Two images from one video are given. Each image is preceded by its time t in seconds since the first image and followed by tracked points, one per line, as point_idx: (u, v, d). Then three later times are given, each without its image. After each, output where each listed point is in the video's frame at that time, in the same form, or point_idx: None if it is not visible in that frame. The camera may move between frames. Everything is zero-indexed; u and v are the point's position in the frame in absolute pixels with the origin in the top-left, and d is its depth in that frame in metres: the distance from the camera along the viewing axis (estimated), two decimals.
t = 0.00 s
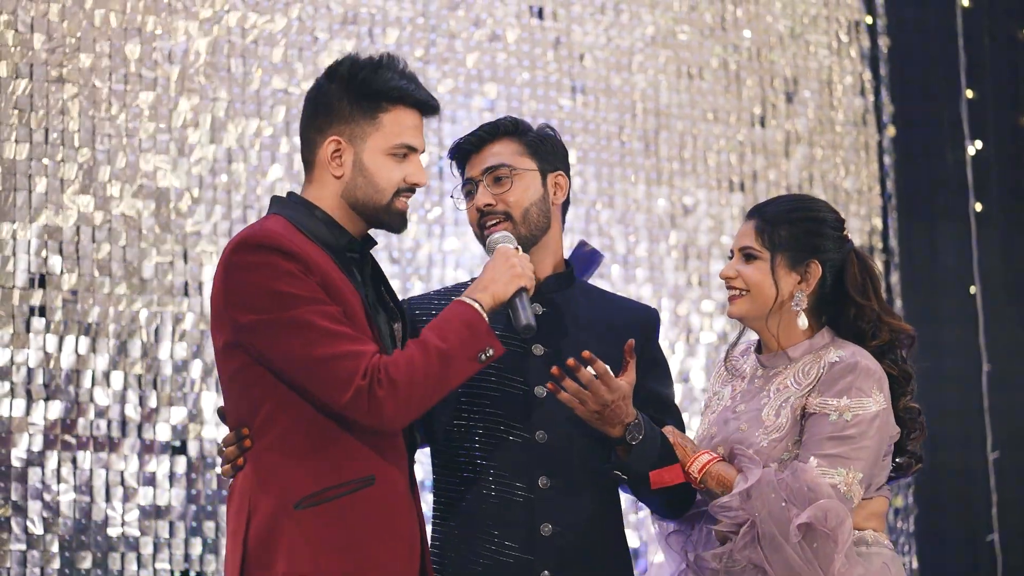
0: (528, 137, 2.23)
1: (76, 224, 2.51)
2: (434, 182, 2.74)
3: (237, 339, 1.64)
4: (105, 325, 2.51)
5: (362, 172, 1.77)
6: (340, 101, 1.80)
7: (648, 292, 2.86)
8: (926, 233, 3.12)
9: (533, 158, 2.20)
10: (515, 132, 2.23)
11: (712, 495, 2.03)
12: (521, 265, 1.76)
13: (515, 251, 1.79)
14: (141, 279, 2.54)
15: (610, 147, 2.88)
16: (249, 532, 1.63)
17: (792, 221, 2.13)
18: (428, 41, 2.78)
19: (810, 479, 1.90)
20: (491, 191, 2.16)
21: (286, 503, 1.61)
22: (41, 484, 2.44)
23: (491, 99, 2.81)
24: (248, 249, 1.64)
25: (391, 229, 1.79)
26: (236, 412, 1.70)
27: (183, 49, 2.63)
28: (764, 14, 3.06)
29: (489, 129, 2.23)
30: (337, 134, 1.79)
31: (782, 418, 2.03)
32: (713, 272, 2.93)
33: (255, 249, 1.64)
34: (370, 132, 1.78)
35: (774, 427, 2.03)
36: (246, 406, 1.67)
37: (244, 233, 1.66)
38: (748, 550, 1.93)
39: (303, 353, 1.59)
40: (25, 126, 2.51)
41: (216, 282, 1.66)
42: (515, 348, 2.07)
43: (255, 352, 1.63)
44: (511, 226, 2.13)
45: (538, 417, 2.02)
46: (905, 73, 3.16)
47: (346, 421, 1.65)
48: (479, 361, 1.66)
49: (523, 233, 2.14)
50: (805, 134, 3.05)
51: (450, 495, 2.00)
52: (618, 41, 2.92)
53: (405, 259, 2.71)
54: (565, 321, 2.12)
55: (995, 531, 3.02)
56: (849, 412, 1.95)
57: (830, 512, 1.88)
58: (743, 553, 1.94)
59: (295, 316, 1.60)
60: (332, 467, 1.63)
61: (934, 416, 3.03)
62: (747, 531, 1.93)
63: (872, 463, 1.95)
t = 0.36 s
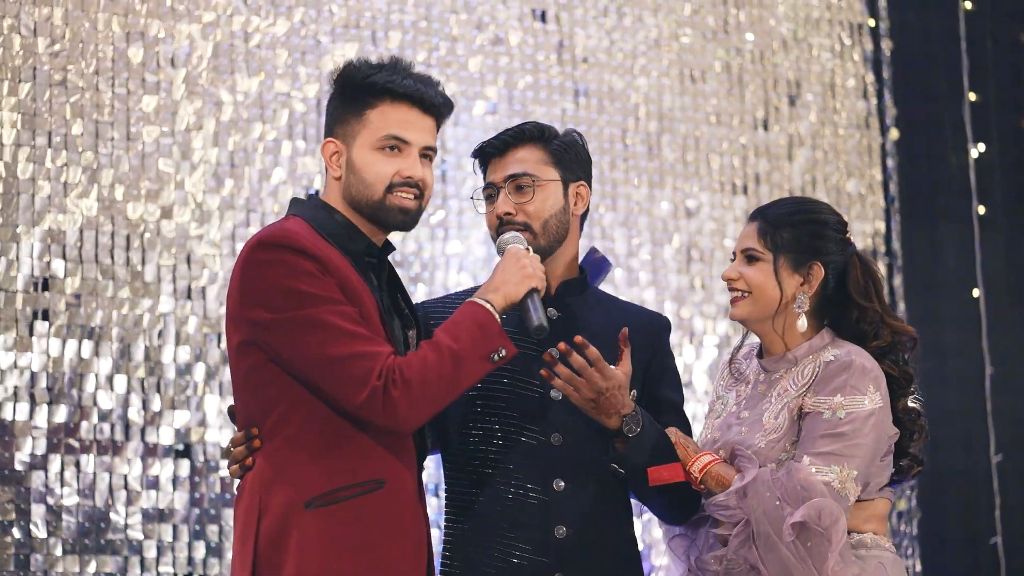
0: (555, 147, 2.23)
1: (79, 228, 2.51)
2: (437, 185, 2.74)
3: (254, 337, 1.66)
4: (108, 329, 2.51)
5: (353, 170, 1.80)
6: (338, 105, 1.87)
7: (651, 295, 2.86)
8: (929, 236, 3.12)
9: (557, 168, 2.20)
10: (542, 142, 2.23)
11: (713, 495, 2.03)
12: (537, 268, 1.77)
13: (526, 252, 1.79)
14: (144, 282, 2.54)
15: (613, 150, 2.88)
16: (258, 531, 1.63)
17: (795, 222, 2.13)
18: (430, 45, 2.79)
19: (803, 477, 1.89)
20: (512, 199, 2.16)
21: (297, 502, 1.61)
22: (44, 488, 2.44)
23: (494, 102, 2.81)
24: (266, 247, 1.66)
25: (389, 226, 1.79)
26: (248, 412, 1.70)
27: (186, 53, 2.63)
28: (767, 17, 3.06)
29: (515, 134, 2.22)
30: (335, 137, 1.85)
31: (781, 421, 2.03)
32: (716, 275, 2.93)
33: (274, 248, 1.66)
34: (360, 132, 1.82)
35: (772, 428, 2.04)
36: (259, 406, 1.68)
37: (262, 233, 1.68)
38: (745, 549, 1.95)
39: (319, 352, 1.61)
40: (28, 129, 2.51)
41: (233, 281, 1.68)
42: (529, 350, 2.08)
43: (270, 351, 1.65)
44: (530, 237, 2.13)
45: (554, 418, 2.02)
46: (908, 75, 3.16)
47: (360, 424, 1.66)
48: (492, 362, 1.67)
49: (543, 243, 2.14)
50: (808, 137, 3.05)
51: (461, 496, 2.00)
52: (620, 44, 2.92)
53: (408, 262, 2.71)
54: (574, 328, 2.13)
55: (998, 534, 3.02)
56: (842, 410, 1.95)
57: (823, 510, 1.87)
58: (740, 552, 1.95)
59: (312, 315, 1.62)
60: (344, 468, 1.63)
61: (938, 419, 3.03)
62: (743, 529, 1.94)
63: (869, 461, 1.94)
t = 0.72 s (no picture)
0: (575, 152, 2.24)
1: (86, 233, 2.52)
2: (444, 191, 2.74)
3: (257, 340, 1.67)
4: (115, 333, 2.51)
5: (349, 174, 1.80)
6: (325, 115, 1.88)
7: (657, 301, 2.86)
8: (935, 242, 3.12)
9: (576, 173, 2.21)
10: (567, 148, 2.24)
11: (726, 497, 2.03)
12: (543, 275, 1.77)
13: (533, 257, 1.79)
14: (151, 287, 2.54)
15: (619, 156, 2.88)
16: (260, 534, 1.64)
17: (803, 227, 2.13)
18: (438, 50, 2.79)
19: (814, 484, 1.90)
20: (528, 198, 2.17)
21: (297, 505, 1.62)
22: (51, 492, 2.44)
23: (501, 107, 2.81)
24: (268, 250, 1.66)
25: (394, 224, 1.79)
26: (252, 413, 1.71)
27: (193, 57, 2.63)
28: (773, 23, 3.06)
29: (540, 136, 2.23)
30: (328, 146, 1.86)
31: (792, 426, 2.04)
32: (722, 281, 2.93)
33: (276, 251, 1.66)
34: (350, 137, 1.83)
35: (784, 434, 2.04)
36: (263, 407, 1.69)
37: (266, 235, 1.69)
38: (753, 553, 1.95)
39: (319, 355, 1.61)
40: (35, 133, 2.51)
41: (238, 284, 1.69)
42: (537, 358, 2.08)
43: (273, 353, 1.66)
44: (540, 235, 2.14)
45: (560, 423, 2.02)
46: (914, 81, 3.16)
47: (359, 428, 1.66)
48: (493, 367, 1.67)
49: (555, 246, 2.14)
50: (815, 144, 3.06)
51: (468, 500, 2.01)
52: (627, 50, 2.93)
53: (415, 267, 2.71)
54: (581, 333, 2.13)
55: (1004, 540, 3.02)
56: (855, 418, 1.96)
57: (832, 517, 1.87)
58: (748, 557, 1.95)
59: (312, 318, 1.62)
60: (344, 472, 1.63)
61: (944, 425, 3.03)
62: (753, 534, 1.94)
63: (881, 469, 1.95)
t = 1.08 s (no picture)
0: (558, 148, 2.27)
1: (86, 233, 2.51)
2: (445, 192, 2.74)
3: (252, 341, 1.67)
4: (114, 334, 2.51)
5: (342, 176, 1.80)
6: (313, 117, 1.87)
7: (657, 303, 2.86)
8: (936, 245, 3.12)
9: (560, 169, 2.23)
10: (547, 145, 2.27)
11: (727, 497, 2.03)
12: (536, 276, 1.76)
13: (528, 259, 1.79)
14: (151, 288, 2.54)
15: (619, 158, 2.88)
16: (255, 536, 1.64)
17: (802, 230, 2.13)
18: (439, 52, 2.79)
19: (820, 488, 1.90)
20: (514, 197, 2.18)
21: (293, 507, 1.62)
22: (50, 493, 2.44)
23: (502, 109, 2.81)
24: (262, 252, 1.66)
25: (388, 224, 1.80)
26: (247, 415, 1.71)
27: (194, 58, 2.63)
28: (775, 25, 3.06)
29: (520, 138, 2.26)
30: (317, 148, 1.85)
31: (794, 428, 2.03)
32: (722, 283, 2.93)
33: (270, 253, 1.66)
34: (342, 137, 1.83)
35: (786, 437, 2.03)
36: (257, 410, 1.69)
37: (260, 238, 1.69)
38: (755, 556, 1.94)
39: (312, 356, 1.61)
40: (35, 134, 2.51)
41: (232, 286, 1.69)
42: (532, 360, 2.08)
43: (267, 355, 1.66)
44: (532, 229, 2.15)
45: (555, 426, 2.02)
46: (914, 84, 3.16)
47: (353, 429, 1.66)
48: (487, 368, 1.66)
49: (546, 238, 2.15)
50: (815, 146, 3.06)
51: (464, 501, 2.02)
52: (627, 53, 2.93)
53: (415, 269, 2.71)
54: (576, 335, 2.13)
55: (1003, 543, 3.03)
56: (859, 422, 1.96)
57: (837, 521, 1.87)
58: (750, 559, 1.94)
59: (306, 320, 1.62)
60: (339, 474, 1.63)
61: (943, 428, 3.03)
62: (756, 537, 1.93)
63: (882, 474, 1.95)
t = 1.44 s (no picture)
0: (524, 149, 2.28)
1: (84, 233, 2.51)
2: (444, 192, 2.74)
3: (241, 347, 1.67)
4: (112, 334, 2.51)
5: (370, 180, 1.80)
6: (332, 117, 1.83)
7: (656, 304, 2.86)
8: (935, 246, 3.12)
9: (528, 167, 2.24)
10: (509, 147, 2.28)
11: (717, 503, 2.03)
12: (524, 282, 1.75)
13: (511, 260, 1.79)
14: (149, 288, 2.54)
15: (618, 159, 2.88)
16: (246, 539, 1.65)
17: (796, 230, 2.13)
18: (437, 52, 2.79)
19: (808, 490, 1.89)
20: (489, 199, 2.17)
21: (284, 512, 1.63)
22: (48, 493, 2.44)
23: (501, 110, 2.81)
24: (251, 258, 1.66)
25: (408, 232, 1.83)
26: (239, 419, 1.72)
27: (192, 58, 2.63)
28: (773, 27, 3.06)
29: (485, 146, 2.28)
30: (339, 147, 1.82)
31: (783, 430, 2.03)
32: (721, 284, 2.93)
33: (259, 258, 1.66)
34: (370, 140, 1.81)
35: (774, 438, 2.03)
36: (248, 414, 1.70)
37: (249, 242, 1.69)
38: (746, 561, 1.93)
39: (300, 362, 1.61)
40: (34, 134, 2.51)
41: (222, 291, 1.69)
42: (522, 360, 2.08)
43: (256, 360, 1.66)
44: (515, 227, 2.15)
45: (546, 427, 2.02)
46: (913, 86, 3.16)
47: (341, 433, 1.66)
48: (474, 375, 1.65)
49: (527, 232, 2.15)
50: (814, 148, 3.06)
51: (458, 502, 2.02)
52: (627, 54, 2.93)
53: (414, 269, 2.71)
54: (569, 336, 2.13)
55: (1001, 544, 3.03)
56: (847, 423, 1.95)
57: (828, 522, 1.86)
58: (741, 564, 1.94)
59: (294, 326, 1.62)
60: (329, 479, 1.64)
61: (941, 429, 3.03)
62: (746, 542, 1.93)
63: (873, 475, 1.94)
